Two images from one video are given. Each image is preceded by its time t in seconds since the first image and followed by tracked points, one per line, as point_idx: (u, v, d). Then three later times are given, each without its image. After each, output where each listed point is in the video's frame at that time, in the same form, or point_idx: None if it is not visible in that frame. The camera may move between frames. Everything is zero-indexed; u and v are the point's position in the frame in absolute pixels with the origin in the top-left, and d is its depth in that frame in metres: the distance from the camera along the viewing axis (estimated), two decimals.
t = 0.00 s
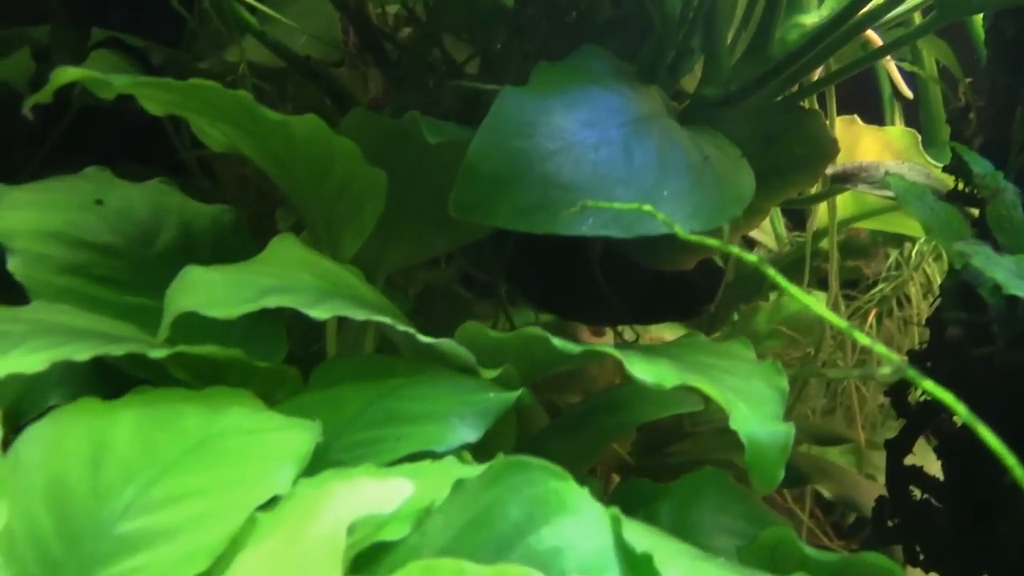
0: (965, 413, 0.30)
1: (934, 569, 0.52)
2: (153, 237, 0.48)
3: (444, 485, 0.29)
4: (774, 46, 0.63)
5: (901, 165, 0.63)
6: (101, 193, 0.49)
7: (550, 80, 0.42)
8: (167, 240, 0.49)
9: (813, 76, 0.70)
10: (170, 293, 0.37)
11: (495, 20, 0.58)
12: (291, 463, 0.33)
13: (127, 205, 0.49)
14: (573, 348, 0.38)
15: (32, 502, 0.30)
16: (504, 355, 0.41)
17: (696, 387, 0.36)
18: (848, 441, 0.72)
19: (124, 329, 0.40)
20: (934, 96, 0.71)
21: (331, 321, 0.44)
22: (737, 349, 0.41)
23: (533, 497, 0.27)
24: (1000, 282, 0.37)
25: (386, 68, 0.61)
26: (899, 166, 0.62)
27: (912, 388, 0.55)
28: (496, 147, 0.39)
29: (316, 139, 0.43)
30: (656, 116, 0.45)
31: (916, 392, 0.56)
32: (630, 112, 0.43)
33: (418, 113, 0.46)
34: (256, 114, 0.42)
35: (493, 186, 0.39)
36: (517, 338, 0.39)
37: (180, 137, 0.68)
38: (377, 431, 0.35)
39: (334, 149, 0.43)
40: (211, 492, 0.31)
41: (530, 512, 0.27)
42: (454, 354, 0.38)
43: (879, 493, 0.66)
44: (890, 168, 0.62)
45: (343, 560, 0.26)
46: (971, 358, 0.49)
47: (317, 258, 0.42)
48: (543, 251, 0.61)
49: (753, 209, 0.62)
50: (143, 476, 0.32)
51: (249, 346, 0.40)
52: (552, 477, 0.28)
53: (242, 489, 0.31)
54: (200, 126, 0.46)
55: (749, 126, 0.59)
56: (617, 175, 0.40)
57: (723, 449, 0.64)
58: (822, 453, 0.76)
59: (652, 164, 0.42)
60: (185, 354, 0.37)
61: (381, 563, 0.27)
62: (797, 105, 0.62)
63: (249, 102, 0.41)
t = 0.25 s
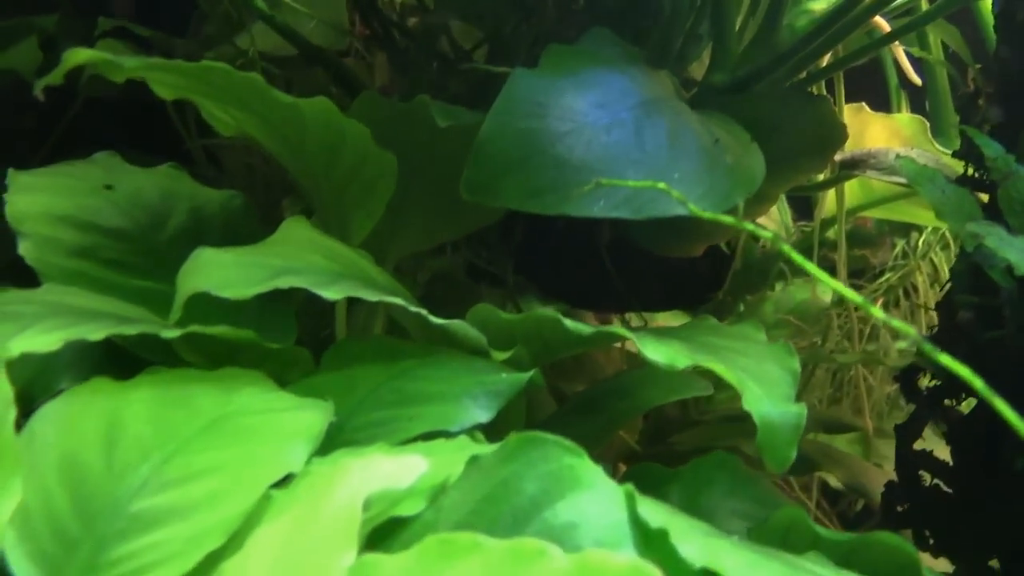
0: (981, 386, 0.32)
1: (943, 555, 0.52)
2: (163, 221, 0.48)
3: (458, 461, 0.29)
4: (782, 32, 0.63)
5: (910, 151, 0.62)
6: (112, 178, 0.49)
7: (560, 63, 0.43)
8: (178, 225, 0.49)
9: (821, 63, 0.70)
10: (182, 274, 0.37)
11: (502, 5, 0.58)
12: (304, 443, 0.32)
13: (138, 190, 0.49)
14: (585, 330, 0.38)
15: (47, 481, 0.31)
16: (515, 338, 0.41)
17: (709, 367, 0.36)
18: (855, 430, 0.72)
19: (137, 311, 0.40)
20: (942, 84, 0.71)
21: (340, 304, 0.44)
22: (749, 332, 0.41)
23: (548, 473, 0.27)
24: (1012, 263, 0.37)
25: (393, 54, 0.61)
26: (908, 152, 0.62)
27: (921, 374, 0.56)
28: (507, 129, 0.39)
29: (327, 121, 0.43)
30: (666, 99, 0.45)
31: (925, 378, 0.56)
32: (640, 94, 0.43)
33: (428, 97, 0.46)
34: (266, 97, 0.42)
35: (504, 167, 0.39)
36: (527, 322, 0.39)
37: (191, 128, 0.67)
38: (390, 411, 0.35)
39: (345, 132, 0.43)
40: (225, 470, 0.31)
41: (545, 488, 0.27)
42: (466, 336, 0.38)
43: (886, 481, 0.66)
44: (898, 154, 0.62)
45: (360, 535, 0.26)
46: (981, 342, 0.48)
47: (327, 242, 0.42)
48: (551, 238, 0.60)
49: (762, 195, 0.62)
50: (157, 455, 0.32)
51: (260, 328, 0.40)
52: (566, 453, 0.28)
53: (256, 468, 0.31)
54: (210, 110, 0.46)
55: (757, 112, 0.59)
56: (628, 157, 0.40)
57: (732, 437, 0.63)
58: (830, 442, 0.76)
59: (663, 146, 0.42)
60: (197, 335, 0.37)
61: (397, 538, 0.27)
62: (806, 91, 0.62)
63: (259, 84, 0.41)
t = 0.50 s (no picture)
0: (990, 369, 0.31)
1: (948, 546, 0.52)
2: (169, 213, 0.49)
3: (467, 448, 0.29)
4: (786, 23, 0.63)
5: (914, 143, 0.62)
6: (117, 169, 0.49)
7: (565, 52, 0.43)
8: (183, 216, 0.49)
9: (825, 53, 0.70)
10: (189, 264, 0.37)
11: None
12: (312, 431, 0.32)
13: (143, 182, 0.49)
14: (591, 318, 0.38)
15: (54, 469, 0.31)
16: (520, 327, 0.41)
17: (716, 355, 0.36)
18: (859, 422, 0.72)
19: (143, 302, 0.40)
20: (946, 74, 0.71)
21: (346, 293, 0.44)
22: (755, 321, 0.41)
23: (556, 458, 0.27)
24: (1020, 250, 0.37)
25: (396, 46, 0.61)
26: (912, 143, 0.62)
27: (927, 365, 0.56)
28: (513, 117, 0.39)
29: (331, 110, 0.43)
30: (671, 88, 0.45)
31: (930, 369, 0.56)
32: (645, 84, 0.43)
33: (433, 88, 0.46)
34: (271, 86, 0.42)
35: (510, 155, 0.39)
36: (533, 311, 0.39)
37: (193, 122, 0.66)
38: (397, 400, 0.35)
39: (349, 122, 0.43)
40: (233, 459, 0.31)
41: (553, 473, 0.27)
42: (472, 325, 0.38)
43: (891, 471, 0.66)
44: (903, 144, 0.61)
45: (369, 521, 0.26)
46: (985, 332, 0.48)
47: (333, 232, 0.42)
48: (555, 230, 0.60)
49: (766, 187, 0.62)
50: (164, 443, 0.32)
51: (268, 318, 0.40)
52: (574, 439, 0.28)
53: (264, 456, 0.31)
54: (214, 100, 0.46)
55: (761, 103, 0.59)
56: (633, 146, 0.40)
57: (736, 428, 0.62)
58: (833, 434, 0.76)
59: (668, 136, 0.42)
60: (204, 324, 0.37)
61: (406, 524, 0.27)
62: (810, 82, 0.62)
63: (264, 73, 0.41)
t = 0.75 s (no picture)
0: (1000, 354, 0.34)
1: (953, 536, 0.52)
2: (173, 204, 0.48)
3: (475, 434, 0.29)
4: (790, 15, 0.63)
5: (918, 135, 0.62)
6: (121, 161, 0.49)
7: (570, 42, 0.43)
8: (188, 208, 0.49)
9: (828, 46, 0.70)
10: (194, 252, 0.37)
11: None
12: (318, 418, 0.32)
13: (147, 173, 0.49)
14: (596, 307, 0.38)
15: (61, 455, 0.31)
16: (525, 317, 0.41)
17: (722, 344, 0.36)
18: (863, 415, 0.72)
19: (148, 292, 0.40)
20: (949, 67, 0.71)
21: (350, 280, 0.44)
22: (760, 310, 0.41)
23: (564, 444, 0.27)
24: None
25: (398, 39, 0.61)
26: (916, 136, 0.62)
27: (931, 356, 0.56)
28: (518, 106, 0.39)
29: (336, 101, 0.42)
30: (676, 78, 0.45)
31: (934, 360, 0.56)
32: (650, 73, 0.43)
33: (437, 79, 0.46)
34: (275, 77, 0.42)
35: (515, 145, 0.39)
36: (538, 300, 0.39)
37: (195, 117, 0.66)
38: (403, 388, 0.35)
39: (353, 112, 0.43)
40: (240, 447, 0.31)
41: (561, 458, 0.27)
42: (478, 314, 0.38)
43: (895, 464, 0.65)
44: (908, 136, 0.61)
45: (377, 506, 0.27)
46: (990, 323, 0.48)
47: (338, 221, 0.42)
48: (559, 222, 0.60)
49: (770, 179, 0.62)
50: (171, 430, 0.32)
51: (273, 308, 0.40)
52: (582, 424, 0.28)
53: (271, 443, 0.31)
54: (218, 91, 0.46)
55: (765, 95, 0.59)
56: (639, 135, 0.40)
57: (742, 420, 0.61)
58: (837, 427, 0.76)
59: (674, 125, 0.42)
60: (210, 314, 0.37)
61: (414, 509, 0.27)
62: (814, 74, 0.61)
63: (268, 63, 0.41)
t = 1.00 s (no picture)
0: (1004, 335, 0.34)
1: (956, 526, 0.52)
2: (176, 194, 0.48)
3: (480, 418, 0.29)
4: (793, 5, 0.63)
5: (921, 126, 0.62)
6: (124, 152, 0.49)
7: (574, 30, 0.43)
8: (191, 198, 0.49)
9: (831, 37, 0.70)
10: (199, 241, 0.37)
11: None
12: (324, 404, 0.32)
13: (150, 164, 0.49)
14: (601, 295, 0.38)
15: (66, 441, 0.31)
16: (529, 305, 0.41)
17: (727, 330, 0.36)
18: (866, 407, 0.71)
19: (152, 281, 0.40)
20: (953, 58, 0.71)
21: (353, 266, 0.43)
22: (764, 298, 0.41)
23: (570, 428, 0.27)
24: None
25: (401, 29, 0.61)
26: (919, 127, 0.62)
27: (935, 346, 0.56)
28: (522, 94, 0.39)
29: (339, 90, 0.42)
30: (680, 67, 0.45)
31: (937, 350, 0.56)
32: (654, 62, 0.43)
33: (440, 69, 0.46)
34: (279, 66, 0.42)
35: (519, 133, 0.39)
36: (544, 288, 0.39)
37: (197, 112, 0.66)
38: (407, 376, 0.36)
39: (357, 101, 0.43)
40: (245, 433, 0.31)
41: (567, 442, 0.27)
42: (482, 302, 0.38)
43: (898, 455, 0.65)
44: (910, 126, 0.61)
45: (383, 489, 0.27)
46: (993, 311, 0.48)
47: (343, 211, 0.42)
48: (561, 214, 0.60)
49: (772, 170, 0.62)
50: (176, 417, 0.32)
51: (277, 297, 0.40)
52: (587, 409, 0.28)
53: (276, 429, 0.31)
54: (222, 81, 0.46)
55: (768, 85, 0.59)
56: (643, 122, 0.40)
57: (749, 412, 0.61)
58: (839, 419, 0.76)
59: (678, 113, 0.42)
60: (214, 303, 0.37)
61: (420, 492, 0.27)
62: (816, 65, 0.61)
63: (272, 52, 0.41)
